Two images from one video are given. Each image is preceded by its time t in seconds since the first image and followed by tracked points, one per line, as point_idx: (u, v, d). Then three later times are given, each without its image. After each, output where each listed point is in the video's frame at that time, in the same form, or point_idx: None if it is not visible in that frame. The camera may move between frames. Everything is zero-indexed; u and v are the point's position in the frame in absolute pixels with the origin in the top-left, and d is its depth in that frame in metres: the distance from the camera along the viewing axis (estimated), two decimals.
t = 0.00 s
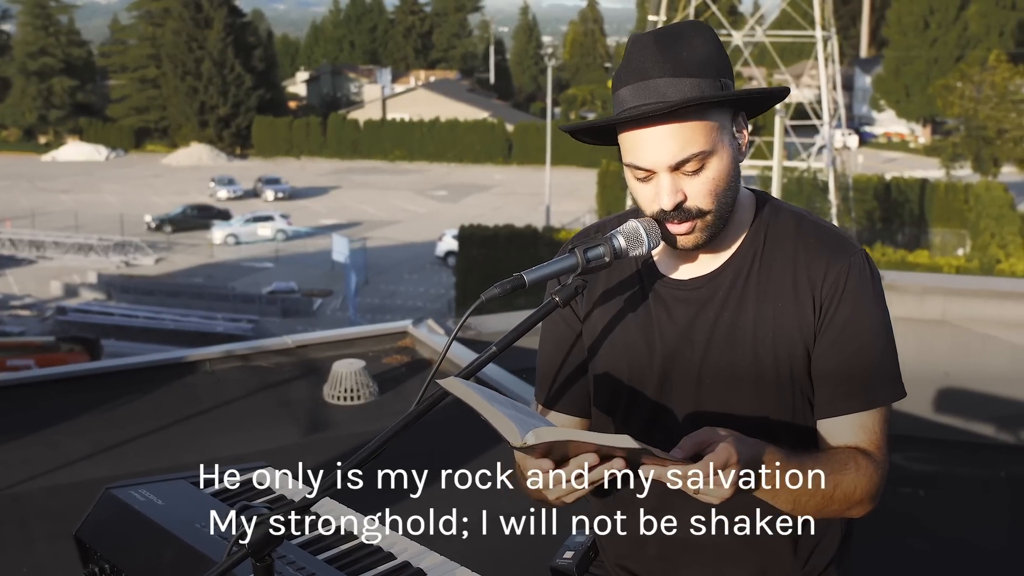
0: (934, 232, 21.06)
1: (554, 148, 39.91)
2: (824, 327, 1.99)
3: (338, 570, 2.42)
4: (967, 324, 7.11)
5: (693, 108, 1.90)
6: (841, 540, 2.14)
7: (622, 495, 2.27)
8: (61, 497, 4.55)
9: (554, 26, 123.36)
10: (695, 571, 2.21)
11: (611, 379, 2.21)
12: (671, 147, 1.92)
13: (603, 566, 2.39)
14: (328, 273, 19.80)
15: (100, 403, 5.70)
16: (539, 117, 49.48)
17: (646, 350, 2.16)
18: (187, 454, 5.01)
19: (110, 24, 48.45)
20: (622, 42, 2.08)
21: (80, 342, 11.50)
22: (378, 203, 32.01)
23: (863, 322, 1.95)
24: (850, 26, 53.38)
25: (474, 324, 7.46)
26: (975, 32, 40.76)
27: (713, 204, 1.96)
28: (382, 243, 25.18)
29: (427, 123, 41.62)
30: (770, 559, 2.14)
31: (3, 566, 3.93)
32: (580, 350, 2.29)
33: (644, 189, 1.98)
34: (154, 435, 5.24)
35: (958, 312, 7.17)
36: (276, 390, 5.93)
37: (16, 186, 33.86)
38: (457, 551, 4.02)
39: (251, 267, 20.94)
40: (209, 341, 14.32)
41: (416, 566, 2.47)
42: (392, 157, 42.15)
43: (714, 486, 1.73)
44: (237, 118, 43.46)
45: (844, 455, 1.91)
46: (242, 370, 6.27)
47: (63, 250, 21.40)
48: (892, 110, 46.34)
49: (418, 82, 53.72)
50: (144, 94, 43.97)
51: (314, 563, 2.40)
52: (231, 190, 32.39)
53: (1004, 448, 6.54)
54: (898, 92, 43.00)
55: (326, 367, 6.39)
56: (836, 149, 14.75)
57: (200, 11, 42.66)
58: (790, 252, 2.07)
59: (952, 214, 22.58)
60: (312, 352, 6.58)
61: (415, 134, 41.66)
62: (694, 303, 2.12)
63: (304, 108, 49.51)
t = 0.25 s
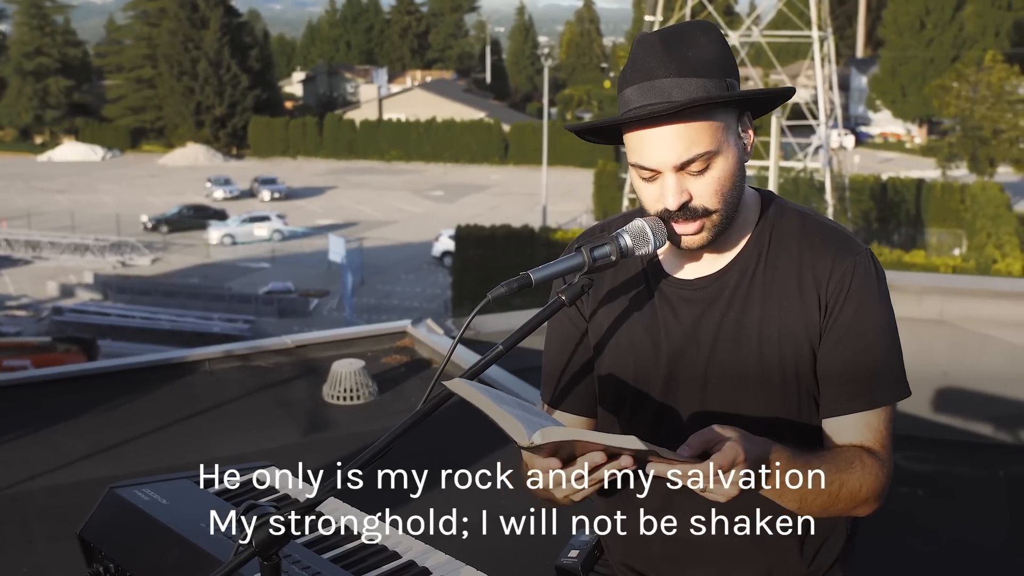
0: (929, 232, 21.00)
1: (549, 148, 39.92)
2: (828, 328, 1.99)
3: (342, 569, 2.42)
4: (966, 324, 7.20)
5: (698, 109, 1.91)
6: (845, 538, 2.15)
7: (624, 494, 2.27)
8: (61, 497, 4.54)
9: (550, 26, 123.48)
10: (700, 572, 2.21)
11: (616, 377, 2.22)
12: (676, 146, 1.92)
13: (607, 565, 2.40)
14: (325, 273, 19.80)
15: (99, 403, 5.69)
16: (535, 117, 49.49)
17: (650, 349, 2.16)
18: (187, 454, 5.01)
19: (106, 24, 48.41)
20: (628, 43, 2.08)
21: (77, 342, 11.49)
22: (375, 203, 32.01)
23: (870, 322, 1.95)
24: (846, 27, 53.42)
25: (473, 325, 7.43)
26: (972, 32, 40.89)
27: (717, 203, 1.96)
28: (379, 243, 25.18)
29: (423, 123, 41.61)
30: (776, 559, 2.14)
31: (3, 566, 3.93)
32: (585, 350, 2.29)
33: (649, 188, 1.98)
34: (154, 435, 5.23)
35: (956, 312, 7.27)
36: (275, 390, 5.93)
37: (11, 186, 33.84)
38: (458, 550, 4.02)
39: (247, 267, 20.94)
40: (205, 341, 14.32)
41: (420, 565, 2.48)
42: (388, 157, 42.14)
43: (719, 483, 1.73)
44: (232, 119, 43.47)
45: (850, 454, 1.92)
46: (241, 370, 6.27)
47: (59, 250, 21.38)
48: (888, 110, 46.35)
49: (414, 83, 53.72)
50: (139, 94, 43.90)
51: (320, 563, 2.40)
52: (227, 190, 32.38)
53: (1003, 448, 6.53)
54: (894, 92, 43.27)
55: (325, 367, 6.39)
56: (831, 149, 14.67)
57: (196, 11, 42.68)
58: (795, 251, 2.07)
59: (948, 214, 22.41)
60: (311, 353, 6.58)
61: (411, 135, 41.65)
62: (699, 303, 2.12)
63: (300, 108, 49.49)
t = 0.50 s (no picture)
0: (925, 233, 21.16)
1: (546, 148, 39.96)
2: (833, 327, 2.00)
3: (346, 569, 2.42)
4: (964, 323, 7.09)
5: (703, 107, 1.91)
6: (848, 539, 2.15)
7: (625, 494, 2.28)
8: (61, 497, 4.54)
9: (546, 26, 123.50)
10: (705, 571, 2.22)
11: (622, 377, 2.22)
12: (683, 144, 1.92)
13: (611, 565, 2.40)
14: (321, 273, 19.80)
15: (98, 403, 5.69)
16: (531, 117, 49.51)
17: (657, 348, 2.16)
18: (187, 454, 5.00)
19: (102, 24, 48.37)
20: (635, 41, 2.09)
21: (73, 343, 11.47)
22: (371, 204, 32.00)
23: (875, 322, 1.95)
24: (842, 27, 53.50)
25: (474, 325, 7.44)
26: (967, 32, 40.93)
27: (723, 201, 1.97)
28: (375, 243, 25.18)
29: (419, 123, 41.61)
30: (780, 559, 2.15)
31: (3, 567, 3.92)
32: (591, 348, 2.29)
33: (653, 186, 1.99)
34: (154, 435, 5.23)
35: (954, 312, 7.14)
36: (275, 390, 5.93)
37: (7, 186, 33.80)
38: (461, 550, 4.01)
39: (244, 267, 20.92)
40: (201, 341, 14.31)
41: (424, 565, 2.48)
42: (384, 157, 42.11)
43: (726, 483, 1.74)
44: (228, 119, 43.44)
45: (855, 452, 1.92)
46: (240, 370, 6.27)
47: (55, 250, 21.36)
48: (883, 110, 46.40)
49: (410, 83, 53.71)
50: (135, 94, 43.83)
51: (326, 563, 2.40)
52: (223, 190, 32.36)
53: (1002, 448, 6.55)
54: (890, 92, 43.27)
55: (324, 367, 6.38)
56: (828, 149, 14.70)
57: (191, 11, 42.68)
58: (800, 251, 2.07)
59: (944, 214, 22.09)
60: (310, 353, 6.58)
61: (407, 135, 41.64)
62: (704, 303, 2.12)
63: (296, 108, 49.49)
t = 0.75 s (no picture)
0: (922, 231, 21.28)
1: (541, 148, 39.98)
2: (840, 329, 2.00)
3: (348, 567, 2.42)
4: (962, 324, 7.04)
5: (708, 109, 1.91)
6: (854, 539, 2.15)
7: (627, 494, 2.28)
8: (61, 498, 4.53)
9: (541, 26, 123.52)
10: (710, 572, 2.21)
11: (628, 377, 2.21)
12: (688, 145, 1.92)
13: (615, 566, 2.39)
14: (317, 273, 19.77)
15: (96, 403, 5.68)
16: (527, 117, 49.54)
17: (662, 348, 2.16)
18: (187, 454, 5.00)
19: (97, 24, 48.28)
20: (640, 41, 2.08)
21: (68, 343, 11.44)
22: (367, 203, 31.97)
23: (880, 323, 1.96)
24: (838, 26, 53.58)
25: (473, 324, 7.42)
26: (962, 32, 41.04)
27: (728, 203, 1.97)
28: (371, 244, 25.16)
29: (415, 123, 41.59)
30: (785, 559, 2.14)
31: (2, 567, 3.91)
32: (596, 349, 2.29)
33: (659, 188, 1.98)
34: (154, 435, 5.23)
35: (952, 312, 7.08)
36: (274, 391, 5.92)
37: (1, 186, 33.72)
38: (463, 550, 4.02)
39: (239, 267, 20.90)
40: (197, 341, 14.29)
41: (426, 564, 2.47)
42: (380, 157, 42.07)
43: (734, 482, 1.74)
44: (224, 119, 43.40)
45: (863, 452, 1.92)
46: (239, 371, 6.26)
47: (50, 250, 21.32)
48: (879, 110, 46.47)
49: (406, 83, 53.69)
50: (131, 94, 43.73)
51: (330, 564, 2.40)
52: (219, 190, 32.32)
53: (1000, 447, 6.57)
54: (885, 92, 42.70)
55: (323, 367, 6.38)
56: (824, 149, 14.65)
57: (187, 11, 42.66)
58: (807, 251, 2.07)
59: (940, 213, 22.35)
60: (309, 353, 6.58)
61: (403, 135, 41.63)
62: (711, 304, 2.12)
63: (292, 108, 49.46)
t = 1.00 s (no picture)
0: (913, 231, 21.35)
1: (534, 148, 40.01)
2: (843, 330, 2.00)
3: (348, 569, 2.41)
4: (956, 323, 7.17)
5: (712, 114, 1.91)
6: (857, 540, 2.16)
7: (628, 494, 2.28)
8: (57, 501, 4.51)
9: (533, 27, 123.59)
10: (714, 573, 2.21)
11: (630, 379, 2.21)
12: (691, 149, 1.92)
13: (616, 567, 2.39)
14: (310, 274, 19.75)
15: (90, 405, 5.66)
16: (519, 117, 49.57)
17: (664, 351, 2.16)
18: (183, 456, 4.99)
19: (90, 24, 48.13)
20: (643, 42, 2.08)
21: (61, 344, 11.41)
22: (360, 204, 31.95)
23: (883, 325, 1.96)
24: (830, 27, 53.72)
25: (467, 325, 7.42)
26: (954, 32, 41.25)
27: (732, 207, 1.97)
28: (364, 244, 25.15)
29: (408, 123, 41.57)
30: (790, 560, 2.14)
31: None
32: (598, 351, 2.28)
33: (662, 192, 1.98)
34: (150, 437, 5.22)
35: (948, 311, 7.20)
36: (270, 392, 5.92)
37: None
38: (462, 550, 4.01)
39: (231, 268, 20.87)
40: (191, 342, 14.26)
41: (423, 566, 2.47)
42: (373, 157, 42.03)
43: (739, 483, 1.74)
44: (216, 119, 43.34)
45: (865, 455, 1.93)
46: (235, 371, 6.25)
47: (42, 251, 21.24)
48: (871, 110, 46.57)
49: (398, 83, 53.66)
50: (123, 94, 43.56)
51: (329, 566, 2.39)
52: (212, 191, 32.27)
53: (995, 447, 6.59)
54: (877, 92, 43.26)
55: (318, 368, 6.37)
56: (816, 149, 14.62)
57: (179, 11, 42.59)
58: (809, 254, 2.07)
59: (933, 214, 22.33)
60: (304, 354, 6.59)
61: (396, 135, 41.61)
62: (713, 305, 2.12)
63: (284, 109, 49.43)
